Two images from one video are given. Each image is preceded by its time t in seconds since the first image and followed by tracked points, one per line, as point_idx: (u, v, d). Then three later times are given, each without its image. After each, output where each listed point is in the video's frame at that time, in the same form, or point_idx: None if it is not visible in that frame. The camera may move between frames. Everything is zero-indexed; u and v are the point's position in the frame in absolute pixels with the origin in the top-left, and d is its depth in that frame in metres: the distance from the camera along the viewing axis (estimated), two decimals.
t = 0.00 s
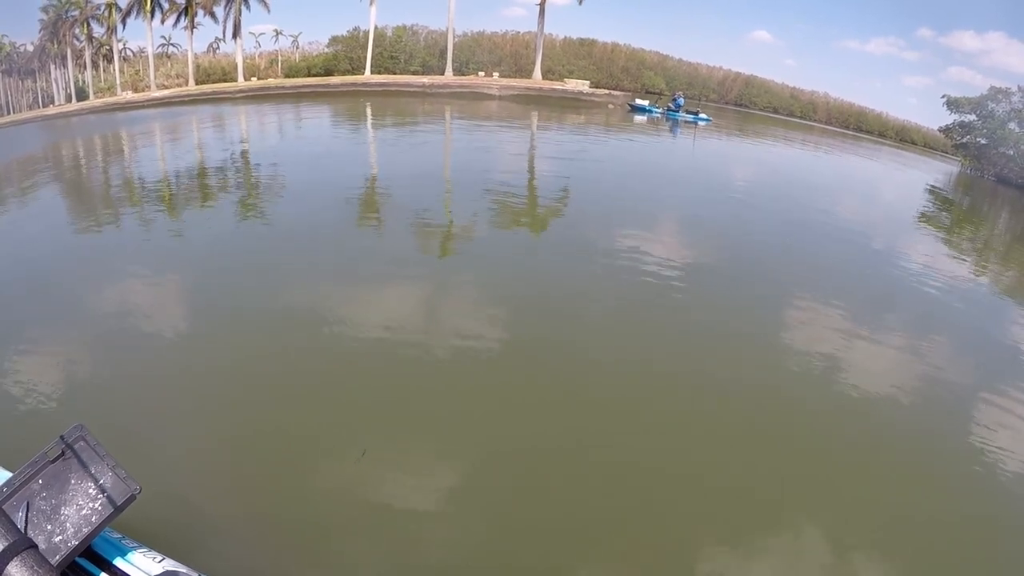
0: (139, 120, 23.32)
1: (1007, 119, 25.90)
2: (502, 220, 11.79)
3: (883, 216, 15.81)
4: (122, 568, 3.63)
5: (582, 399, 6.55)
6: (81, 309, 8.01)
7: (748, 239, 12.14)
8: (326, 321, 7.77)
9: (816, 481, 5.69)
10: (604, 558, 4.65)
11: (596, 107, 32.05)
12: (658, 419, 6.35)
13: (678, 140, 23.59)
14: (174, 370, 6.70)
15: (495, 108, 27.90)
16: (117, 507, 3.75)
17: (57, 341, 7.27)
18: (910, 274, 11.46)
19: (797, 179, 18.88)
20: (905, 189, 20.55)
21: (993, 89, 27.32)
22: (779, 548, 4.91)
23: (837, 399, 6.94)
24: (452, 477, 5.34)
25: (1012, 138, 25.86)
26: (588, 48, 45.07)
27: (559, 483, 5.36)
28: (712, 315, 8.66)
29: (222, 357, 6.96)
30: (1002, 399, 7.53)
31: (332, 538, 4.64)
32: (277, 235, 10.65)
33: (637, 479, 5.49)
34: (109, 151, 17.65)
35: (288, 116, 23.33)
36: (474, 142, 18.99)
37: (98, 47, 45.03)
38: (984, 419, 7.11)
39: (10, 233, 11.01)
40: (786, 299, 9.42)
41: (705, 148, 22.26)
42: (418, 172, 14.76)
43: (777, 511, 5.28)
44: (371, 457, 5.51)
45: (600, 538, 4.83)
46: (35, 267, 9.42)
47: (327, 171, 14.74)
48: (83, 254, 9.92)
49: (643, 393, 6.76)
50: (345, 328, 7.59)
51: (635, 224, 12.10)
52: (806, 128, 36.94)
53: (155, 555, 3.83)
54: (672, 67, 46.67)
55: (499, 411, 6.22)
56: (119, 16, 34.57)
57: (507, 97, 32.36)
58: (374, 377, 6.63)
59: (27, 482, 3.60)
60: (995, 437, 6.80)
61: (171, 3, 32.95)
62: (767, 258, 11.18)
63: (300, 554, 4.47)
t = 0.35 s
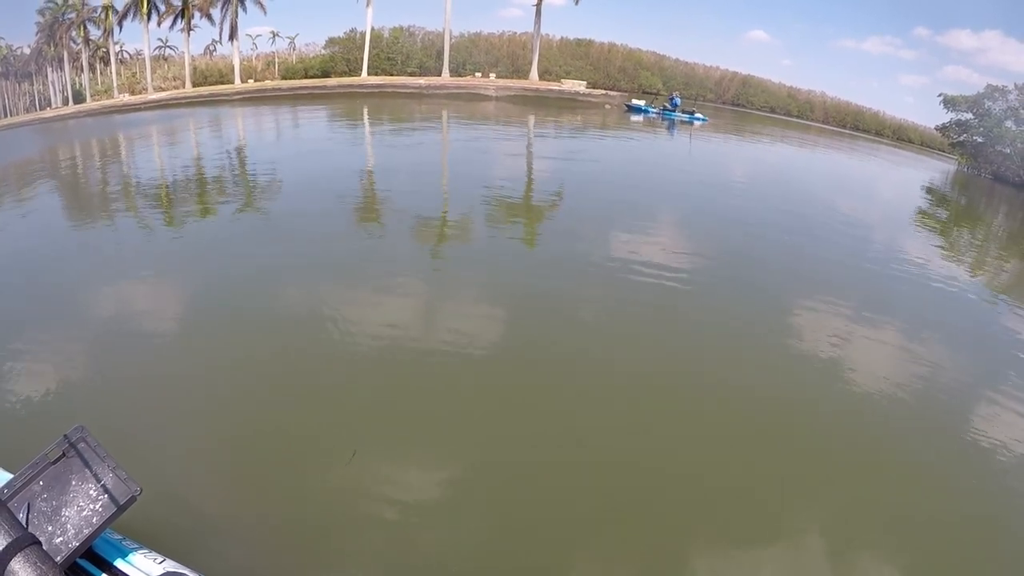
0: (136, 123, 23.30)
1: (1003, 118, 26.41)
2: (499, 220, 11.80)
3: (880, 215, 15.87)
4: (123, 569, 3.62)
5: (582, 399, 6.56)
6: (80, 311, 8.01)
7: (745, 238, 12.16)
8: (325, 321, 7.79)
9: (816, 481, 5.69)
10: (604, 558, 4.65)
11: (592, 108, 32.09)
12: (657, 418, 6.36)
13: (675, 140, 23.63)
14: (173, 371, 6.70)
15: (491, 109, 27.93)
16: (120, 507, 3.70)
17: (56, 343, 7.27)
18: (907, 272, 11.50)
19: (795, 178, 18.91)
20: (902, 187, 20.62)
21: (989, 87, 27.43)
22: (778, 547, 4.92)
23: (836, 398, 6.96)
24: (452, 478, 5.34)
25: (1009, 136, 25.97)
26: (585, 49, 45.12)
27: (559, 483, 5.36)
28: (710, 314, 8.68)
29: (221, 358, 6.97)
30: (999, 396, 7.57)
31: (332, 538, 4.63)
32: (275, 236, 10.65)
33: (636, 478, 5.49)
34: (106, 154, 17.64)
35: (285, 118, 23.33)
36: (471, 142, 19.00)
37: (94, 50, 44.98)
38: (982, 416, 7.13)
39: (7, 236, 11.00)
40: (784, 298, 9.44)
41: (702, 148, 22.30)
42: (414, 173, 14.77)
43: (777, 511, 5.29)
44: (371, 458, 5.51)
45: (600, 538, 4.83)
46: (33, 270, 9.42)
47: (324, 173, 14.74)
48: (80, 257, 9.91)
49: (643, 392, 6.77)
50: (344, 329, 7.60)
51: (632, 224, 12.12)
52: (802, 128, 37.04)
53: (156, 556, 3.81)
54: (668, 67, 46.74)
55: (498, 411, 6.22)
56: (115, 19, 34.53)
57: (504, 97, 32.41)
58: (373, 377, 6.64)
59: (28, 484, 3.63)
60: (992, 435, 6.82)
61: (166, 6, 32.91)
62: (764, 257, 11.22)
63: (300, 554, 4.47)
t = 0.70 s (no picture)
0: (134, 124, 23.29)
1: (1002, 116, 26.43)
2: (498, 220, 11.81)
3: (880, 214, 15.88)
4: (125, 569, 3.62)
5: (582, 399, 6.56)
6: (80, 313, 8.01)
7: (744, 237, 12.16)
8: (324, 321, 7.79)
9: (816, 481, 5.69)
10: (604, 559, 4.65)
11: (591, 107, 32.11)
12: (657, 418, 6.36)
13: (673, 139, 23.62)
14: (173, 372, 6.71)
15: (490, 109, 27.93)
16: (120, 509, 3.70)
17: (56, 343, 7.27)
18: (907, 271, 11.51)
19: (795, 177, 18.90)
20: (901, 186, 20.64)
21: (988, 85, 27.46)
22: (778, 547, 4.91)
23: (836, 397, 6.97)
24: (452, 478, 5.33)
25: (1008, 134, 26.00)
26: (584, 48, 45.10)
27: (559, 484, 5.35)
28: (710, 314, 8.68)
29: (221, 359, 6.98)
30: (999, 395, 7.57)
31: (332, 539, 4.63)
32: (274, 237, 10.65)
33: (636, 478, 5.49)
34: (105, 155, 17.61)
35: (284, 118, 23.32)
36: (470, 142, 19.01)
37: (93, 51, 44.93)
38: (981, 415, 7.14)
39: (6, 237, 10.99)
40: (783, 297, 9.45)
41: (701, 147, 22.28)
42: (413, 174, 14.78)
43: (777, 511, 5.28)
44: (370, 458, 5.51)
45: (600, 539, 4.83)
46: (32, 271, 9.41)
47: (322, 173, 14.73)
48: (79, 258, 9.91)
49: (643, 392, 6.77)
50: (344, 329, 7.60)
51: (631, 223, 12.12)
52: (801, 127, 37.04)
53: (158, 556, 3.81)
54: (667, 66, 46.74)
55: (498, 411, 6.22)
56: (114, 21, 34.49)
57: (503, 97, 32.39)
58: (373, 377, 6.64)
59: (30, 484, 3.63)
60: (992, 433, 6.82)
61: (165, 7, 32.88)
62: (763, 256, 11.22)
63: (300, 555, 4.47)
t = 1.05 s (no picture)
0: (132, 124, 23.25)
1: (1000, 115, 26.47)
2: (496, 219, 11.81)
3: (879, 213, 15.90)
4: (125, 569, 3.62)
5: (581, 399, 6.56)
6: (79, 313, 8.00)
7: (743, 236, 12.16)
8: (324, 321, 7.78)
9: (816, 481, 5.69)
10: (604, 559, 4.65)
11: (589, 106, 32.10)
12: (657, 418, 6.36)
13: (672, 138, 23.62)
14: (173, 372, 6.70)
15: (488, 108, 27.91)
16: (120, 510, 3.71)
17: (55, 344, 7.25)
18: (905, 269, 11.53)
19: (794, 176, 18.91)
20: (900, 185, 20.66)
21: (986, 84, 27.51)
22: (778, 547, 4.91)
23: (835, 396, 6.98)
24: (452, 478, 5.33)
25: (1006, 133, 26.04)
26: (582, 47, 45.10)
27: (558, 484, 5.35)
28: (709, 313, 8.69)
29: (221, 359, 6.97)
30: (997, 393, 7.59)
31: (332, 539, 4.63)
32: (273, 237, 10.64)
33: (636, 478, 5.49)
34: (103, 155, 17.58)
35: (282, 118, 23.30)
36: (469, 142, 19.00)
37: (90, 51, 44.82)
38: (980, 413, 7.16)
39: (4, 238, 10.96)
40: (783, 296, 9.46)
41: (700, 146, 22.29)
42: (412, 173, 14.77)
43: (777, 510, 5.29)
44: (371, 458, 5.51)
45: (600, 539, 4.82)
46: (31, 272, 9.39)
47: (320, 173, 14.71)
48: (78, 258, 9.88)
49: (643, 392, 6.77)
50: (343, 329, 7.60)
51: (630, 223, 12.11)
52: (800, 125, 37.07)
53: (159, 555, 3.80)
54: (665, 65, 46.75)
55: (498, 411, 6.22)
56: (112, 20, 34.42)
57: (501, 96, 32.38)
58: (373, 377, 6.63)
59: (31, 483, 3.61)
60: (991, 432, 6.84)
61: (163, 7, 32.82)
62: (762, 255, 11.22)
63: (300, 555, 4.46)
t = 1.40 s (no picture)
0: (130, 124, 23.21)
1: (999, 115, 26.51)
2: (495, 220, 11.81)
3: (877, 213, 15.91)
4: (127, 568, 3.61)
5: (582, 399, 6.56)
6: (78, 313, 7.99)
7: (741, 237, 12.17)
8: (323, 321, 7.77)
9: (816, 481, 5.70)
10: (604, 559, 4.65)
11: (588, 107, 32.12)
12: (658, 418, 6.36)
13: (671, 139, 23.63)
14: (172, 372, 6.69)
15: (487, 108, 27.90)
16: (121, 509, 3.72)
17: (55, 344, 7.24)
18: (904, 270, 11.55)
19: (792, 176, 18.94)
20: (898, 185, 20.69)
21: (985, 85, 27.56)
22: (779, 547, 4.92)
23: (835, 396, 6.99)
24: (452, 478, 5.33)
25: (1004, 133, 26.09)
26: (581, 48, 45.12)
27: (559, 484, 5.35)
28: (708, 313, 8.70)
29: (220, 359, 6.96)
30: (996, 393, 7.61)
31: (332, 539, 4.62)
32: (271, 237, 10.62)
33: (636, 478, 5.49)
34: (101, 155, 17.54)
35: (280, 118, 23.28)
36: (467, 142, 19.00)
37: (88, 50, 44.72)
38: (978, 413, 7.17)
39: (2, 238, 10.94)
40: (782, 296, 9.47)
41: (699, 147, 22.31)
42: (410, 173, 14.77)
43: (777, 511, 5.29)
44: (371, 458, 5.51)
45: (601, 539, 4.82)
46: (30, 271, 9.38)
47: (319, 173, 14.70)
48: (77, 258, 9.87)
49: (643, 392, 6.77)
50: (343, 329, 7.60)
51: (628, 223, 12.11)
52: (798, 126, 37.11)
53: (160, 554, 3.81)
54: (664, 66, 46.76)
55: (498, 411, 6.22)
56: (110, 20, 34.35)
57: (499, 97, 32.36)
58: (373, 377, 6.63)
59: (32, 482, 3.59)
60: (989, 432, 6.86)
61: (161, 6, 32.77)
62: (762, 256, 11.22)
63: (300, 555, 4.45)
